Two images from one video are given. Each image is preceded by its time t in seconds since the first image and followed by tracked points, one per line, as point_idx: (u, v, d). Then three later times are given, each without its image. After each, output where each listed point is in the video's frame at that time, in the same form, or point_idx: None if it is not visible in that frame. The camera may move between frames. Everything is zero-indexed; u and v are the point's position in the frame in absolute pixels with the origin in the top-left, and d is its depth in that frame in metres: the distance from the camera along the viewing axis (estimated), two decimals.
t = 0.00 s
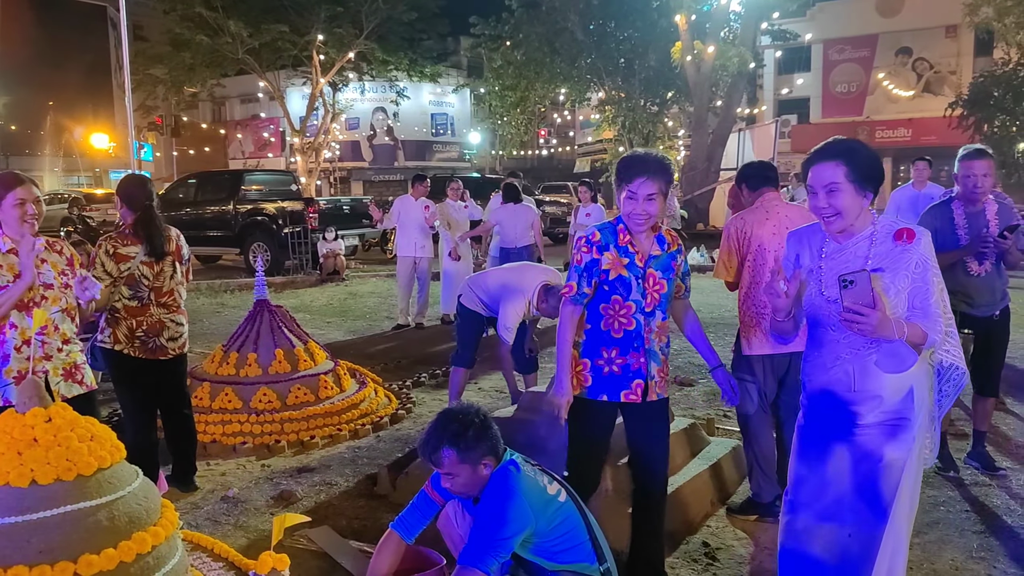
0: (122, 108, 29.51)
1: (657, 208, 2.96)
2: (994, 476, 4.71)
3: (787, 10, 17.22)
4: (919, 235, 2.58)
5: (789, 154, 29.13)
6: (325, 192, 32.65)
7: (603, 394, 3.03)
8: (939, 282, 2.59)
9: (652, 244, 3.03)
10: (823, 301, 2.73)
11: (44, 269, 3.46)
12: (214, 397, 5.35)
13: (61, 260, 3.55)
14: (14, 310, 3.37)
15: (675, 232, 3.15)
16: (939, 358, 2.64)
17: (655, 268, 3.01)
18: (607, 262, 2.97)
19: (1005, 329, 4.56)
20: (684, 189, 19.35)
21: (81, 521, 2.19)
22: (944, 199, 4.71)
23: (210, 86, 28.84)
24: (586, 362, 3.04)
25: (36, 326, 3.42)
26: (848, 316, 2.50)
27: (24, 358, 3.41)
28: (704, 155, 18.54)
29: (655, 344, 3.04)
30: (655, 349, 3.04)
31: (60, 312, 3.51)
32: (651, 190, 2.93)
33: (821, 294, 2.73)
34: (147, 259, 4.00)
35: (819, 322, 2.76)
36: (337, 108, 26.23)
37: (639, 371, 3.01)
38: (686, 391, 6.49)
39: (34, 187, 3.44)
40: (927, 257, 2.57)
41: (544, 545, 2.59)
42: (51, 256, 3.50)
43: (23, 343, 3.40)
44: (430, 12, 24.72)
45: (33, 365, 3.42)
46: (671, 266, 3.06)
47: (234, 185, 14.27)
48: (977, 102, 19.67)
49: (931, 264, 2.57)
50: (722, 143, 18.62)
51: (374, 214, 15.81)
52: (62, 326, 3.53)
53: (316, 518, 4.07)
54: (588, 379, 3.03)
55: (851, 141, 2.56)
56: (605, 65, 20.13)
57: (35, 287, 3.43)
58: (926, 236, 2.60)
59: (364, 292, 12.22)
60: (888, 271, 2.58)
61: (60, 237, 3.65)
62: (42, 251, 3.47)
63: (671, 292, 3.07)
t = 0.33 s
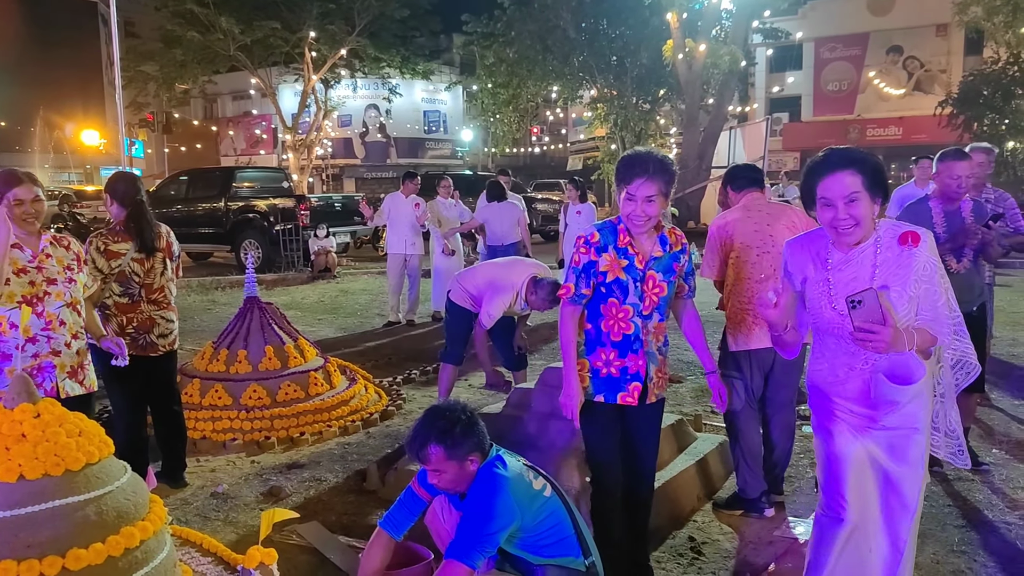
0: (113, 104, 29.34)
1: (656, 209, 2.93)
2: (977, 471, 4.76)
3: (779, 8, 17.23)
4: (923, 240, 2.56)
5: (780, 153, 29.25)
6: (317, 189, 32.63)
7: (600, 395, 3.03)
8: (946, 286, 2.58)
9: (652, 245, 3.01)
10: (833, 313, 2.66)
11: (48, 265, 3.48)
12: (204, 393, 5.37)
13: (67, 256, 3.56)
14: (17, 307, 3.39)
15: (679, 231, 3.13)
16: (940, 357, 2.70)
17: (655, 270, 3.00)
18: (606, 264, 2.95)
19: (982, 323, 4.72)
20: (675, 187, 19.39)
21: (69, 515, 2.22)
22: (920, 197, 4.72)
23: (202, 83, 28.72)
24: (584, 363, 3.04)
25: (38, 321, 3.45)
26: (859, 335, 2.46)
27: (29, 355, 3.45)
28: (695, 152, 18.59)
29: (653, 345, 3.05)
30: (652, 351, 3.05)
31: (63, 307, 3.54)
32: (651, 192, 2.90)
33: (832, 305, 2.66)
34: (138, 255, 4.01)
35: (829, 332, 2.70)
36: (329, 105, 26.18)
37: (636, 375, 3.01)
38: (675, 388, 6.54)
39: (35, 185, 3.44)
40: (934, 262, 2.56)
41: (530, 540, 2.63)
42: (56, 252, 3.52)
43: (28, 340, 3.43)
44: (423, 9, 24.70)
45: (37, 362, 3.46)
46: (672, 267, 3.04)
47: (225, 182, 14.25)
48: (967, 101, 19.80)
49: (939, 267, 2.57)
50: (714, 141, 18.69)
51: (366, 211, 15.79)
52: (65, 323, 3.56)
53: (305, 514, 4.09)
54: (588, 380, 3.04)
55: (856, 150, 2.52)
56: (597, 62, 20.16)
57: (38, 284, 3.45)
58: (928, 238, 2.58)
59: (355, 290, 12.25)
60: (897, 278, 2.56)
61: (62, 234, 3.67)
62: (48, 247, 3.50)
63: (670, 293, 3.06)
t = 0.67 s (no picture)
0: (101, 102, 29.13)
1: (637, 205, 2.89)
2: (953, 464, 4.87)
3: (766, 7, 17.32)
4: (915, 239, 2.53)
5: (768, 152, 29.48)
6: (305, 187, 32.61)
7: (590, 400, 2.96)
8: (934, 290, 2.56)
9: (636, 243, 2.96)
10: (827, 314, 2.54)
11: (63, 261, 3.52)
12: (192, 389, 5.40)
13: (80, 252, 3.60)
14: (33, 301, 3.43)
15: (663, 227, 3.08)
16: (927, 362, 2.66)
17: (639, 267, 2.94)
18: (587, 265, 2.90)
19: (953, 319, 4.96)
20: (663, 185, 19.52)
21: (59, 506, 2.27)
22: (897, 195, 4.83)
23: (190, 80, 28.62)
24: (571, 367, 2.98)
25: (53, 315, 3.49)
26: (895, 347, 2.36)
27: (44, 349, 3.50)
28: (683, 151, 18.69)
29: (642, 346, 2.99)
30: (642, 352, 2.99)
31: (78, 302, 3.58)
32: (630, 188, 2.87)
33: (827, 306, 2.54)
34: (128, 251, 4.05)
35: (829, 335, 2.55)
36: (317, 102, 26.17)
37: (626, 377, 2.94)
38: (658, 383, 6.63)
39: (51, 183, 3.48)
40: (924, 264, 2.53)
41: (512, 530, 2.70)
42: (69, 248, 3.56)
43: (44, 334, 3.48)
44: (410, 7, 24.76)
45: (51, 356, 3.50)
46: (657, 263, 2.99)
47: (213, 179, 14.24)
48: (953, 99, 20.05)
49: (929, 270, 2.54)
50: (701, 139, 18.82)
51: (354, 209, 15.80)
52: (79, 318, 3.59)
53: (293, 507, 4.15)
54: (575, 385, 2.97)
55: (852, 147, 2.50)
56: (585, 61, 20.27)
57: (54, 278, 3.49)
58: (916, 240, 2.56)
59: (343, 287, 12.28)
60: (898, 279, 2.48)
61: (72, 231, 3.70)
62: (61, 243, 3.54)
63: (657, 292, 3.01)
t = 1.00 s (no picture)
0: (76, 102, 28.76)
1: (637, 204, 2.90)
2: (923, 460, 5.01)
3: (743, 12, 17.52)
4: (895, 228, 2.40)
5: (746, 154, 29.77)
6: (284, 187, 32.47)
7: (584, 399, 2.98)
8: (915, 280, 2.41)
9: (634, 244, 2.96)
10: (809, 305, 2.38)
11: (58, 265, 3.54)
12: (175, 388, 5.42)
13: (78, 255, 3.61)
14: (23, 304, 3.49)
15: (664, 229, 3.08)
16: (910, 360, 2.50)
17: (635, 269, 2.95)
18: (583, 264, 2.93)
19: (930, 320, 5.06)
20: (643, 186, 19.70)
21: (50, 502, 2.31)
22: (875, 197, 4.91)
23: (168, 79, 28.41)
24: (566, 365, 3.01)
25: (43, 319, 3.54)
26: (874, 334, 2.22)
27: (35, 351, 3.56)
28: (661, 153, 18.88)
29: (637, 347, 2.97)
30: (638, 353, 2.97)
31: (70, 306, 3.60)
32: (629, 187, 2.89)
33: (811, 295, 2.38)
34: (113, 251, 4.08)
35: (807, 325, 2.39)
36: (296, 103, 26.04)
37: (620, 377, 2.94)
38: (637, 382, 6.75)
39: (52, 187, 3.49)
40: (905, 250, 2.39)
41: (495, 521, 2.78)
42: (66, 251, 3.57)
43: (34, 337, 3.54)
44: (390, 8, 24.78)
45: (42, 359, 3.57)
46: (655, 265, 2.99)
47: (193, 179, 14.15)
48: (926, 103, 20.36)
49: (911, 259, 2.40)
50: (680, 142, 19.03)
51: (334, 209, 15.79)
52: (71, 320, 3.63)
53: (278, 505, 4.20)
54: (570, 383, 3.00)
55: (831, 131, 2.37)
56: (565, 63, 20.37)
57: (46, 282, 3.53)
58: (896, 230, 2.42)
59: (324, 288, 12.28)
60: (879, 267, 2.34)
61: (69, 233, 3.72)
62: (57, 246, 3.56)
63: (654, 294, 3.00)
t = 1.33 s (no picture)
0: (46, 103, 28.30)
1: (670, 199, 2.87)
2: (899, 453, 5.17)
3: (716, 16, 17.77)
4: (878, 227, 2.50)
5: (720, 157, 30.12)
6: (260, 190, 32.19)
7: (611, 398, 2.96)
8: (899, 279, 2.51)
9: (668, 241, 2.90)
10: (800, 305, 2.46)
11: (49, 265, 3.54)
12: (160, 389, 5.42)
13: (70, 257, 3.60)
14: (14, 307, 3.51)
15: (706, 229, 3.00)
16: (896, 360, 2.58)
17: (668, 267, 2.89)
18: (615, 260, 2.93)
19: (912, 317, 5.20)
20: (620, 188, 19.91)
21: (51, 498, 2.34)
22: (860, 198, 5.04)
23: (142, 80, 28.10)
24: (595, 363, 3.00)
25: (33, 321, 3.55)
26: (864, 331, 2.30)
27: (24, 352, 3.57)
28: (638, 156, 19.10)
29: (669, 349, 2.90)
30: (669, 354, 2.90)
31: (60, 307, 3.60)
32: (662, 180, 2.86)
33: (800, 295, 2.45)
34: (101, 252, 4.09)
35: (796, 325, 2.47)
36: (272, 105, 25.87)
37: (649, 377, 2.90)
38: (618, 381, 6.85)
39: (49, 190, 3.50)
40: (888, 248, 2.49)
41: (487, 514, 2.85)
42: (58, 253, 3.57)
43: (23, 338, 3.55)
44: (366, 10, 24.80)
45: (31, 360, 3.57)
46: (691, 265, 2.91)
47: (169, 182, 14.03)
48: (896, 107, 20.78)
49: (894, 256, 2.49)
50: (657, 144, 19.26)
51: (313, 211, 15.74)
52: (61, 322, 3.63)
53: (268, 503, 4.23)
54: (598, 381, 2.98)
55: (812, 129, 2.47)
56: (541, 66, 20.50)
57: (36, 284, 3.53)
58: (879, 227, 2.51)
59: (304, 290, 12.26)
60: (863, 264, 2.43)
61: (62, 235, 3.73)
62: (49, 247, 3.55)
63: (690, 295, 2.93)
